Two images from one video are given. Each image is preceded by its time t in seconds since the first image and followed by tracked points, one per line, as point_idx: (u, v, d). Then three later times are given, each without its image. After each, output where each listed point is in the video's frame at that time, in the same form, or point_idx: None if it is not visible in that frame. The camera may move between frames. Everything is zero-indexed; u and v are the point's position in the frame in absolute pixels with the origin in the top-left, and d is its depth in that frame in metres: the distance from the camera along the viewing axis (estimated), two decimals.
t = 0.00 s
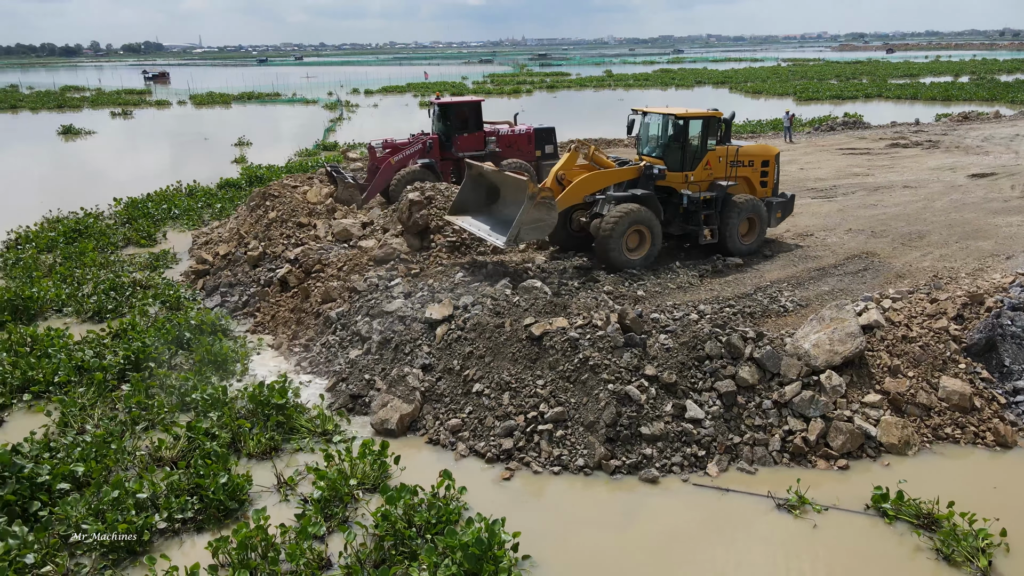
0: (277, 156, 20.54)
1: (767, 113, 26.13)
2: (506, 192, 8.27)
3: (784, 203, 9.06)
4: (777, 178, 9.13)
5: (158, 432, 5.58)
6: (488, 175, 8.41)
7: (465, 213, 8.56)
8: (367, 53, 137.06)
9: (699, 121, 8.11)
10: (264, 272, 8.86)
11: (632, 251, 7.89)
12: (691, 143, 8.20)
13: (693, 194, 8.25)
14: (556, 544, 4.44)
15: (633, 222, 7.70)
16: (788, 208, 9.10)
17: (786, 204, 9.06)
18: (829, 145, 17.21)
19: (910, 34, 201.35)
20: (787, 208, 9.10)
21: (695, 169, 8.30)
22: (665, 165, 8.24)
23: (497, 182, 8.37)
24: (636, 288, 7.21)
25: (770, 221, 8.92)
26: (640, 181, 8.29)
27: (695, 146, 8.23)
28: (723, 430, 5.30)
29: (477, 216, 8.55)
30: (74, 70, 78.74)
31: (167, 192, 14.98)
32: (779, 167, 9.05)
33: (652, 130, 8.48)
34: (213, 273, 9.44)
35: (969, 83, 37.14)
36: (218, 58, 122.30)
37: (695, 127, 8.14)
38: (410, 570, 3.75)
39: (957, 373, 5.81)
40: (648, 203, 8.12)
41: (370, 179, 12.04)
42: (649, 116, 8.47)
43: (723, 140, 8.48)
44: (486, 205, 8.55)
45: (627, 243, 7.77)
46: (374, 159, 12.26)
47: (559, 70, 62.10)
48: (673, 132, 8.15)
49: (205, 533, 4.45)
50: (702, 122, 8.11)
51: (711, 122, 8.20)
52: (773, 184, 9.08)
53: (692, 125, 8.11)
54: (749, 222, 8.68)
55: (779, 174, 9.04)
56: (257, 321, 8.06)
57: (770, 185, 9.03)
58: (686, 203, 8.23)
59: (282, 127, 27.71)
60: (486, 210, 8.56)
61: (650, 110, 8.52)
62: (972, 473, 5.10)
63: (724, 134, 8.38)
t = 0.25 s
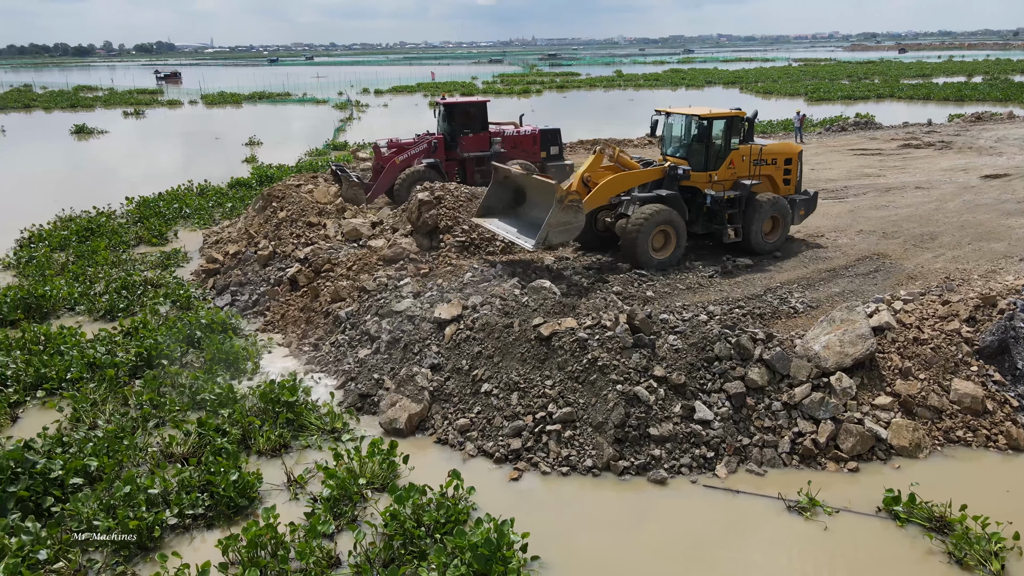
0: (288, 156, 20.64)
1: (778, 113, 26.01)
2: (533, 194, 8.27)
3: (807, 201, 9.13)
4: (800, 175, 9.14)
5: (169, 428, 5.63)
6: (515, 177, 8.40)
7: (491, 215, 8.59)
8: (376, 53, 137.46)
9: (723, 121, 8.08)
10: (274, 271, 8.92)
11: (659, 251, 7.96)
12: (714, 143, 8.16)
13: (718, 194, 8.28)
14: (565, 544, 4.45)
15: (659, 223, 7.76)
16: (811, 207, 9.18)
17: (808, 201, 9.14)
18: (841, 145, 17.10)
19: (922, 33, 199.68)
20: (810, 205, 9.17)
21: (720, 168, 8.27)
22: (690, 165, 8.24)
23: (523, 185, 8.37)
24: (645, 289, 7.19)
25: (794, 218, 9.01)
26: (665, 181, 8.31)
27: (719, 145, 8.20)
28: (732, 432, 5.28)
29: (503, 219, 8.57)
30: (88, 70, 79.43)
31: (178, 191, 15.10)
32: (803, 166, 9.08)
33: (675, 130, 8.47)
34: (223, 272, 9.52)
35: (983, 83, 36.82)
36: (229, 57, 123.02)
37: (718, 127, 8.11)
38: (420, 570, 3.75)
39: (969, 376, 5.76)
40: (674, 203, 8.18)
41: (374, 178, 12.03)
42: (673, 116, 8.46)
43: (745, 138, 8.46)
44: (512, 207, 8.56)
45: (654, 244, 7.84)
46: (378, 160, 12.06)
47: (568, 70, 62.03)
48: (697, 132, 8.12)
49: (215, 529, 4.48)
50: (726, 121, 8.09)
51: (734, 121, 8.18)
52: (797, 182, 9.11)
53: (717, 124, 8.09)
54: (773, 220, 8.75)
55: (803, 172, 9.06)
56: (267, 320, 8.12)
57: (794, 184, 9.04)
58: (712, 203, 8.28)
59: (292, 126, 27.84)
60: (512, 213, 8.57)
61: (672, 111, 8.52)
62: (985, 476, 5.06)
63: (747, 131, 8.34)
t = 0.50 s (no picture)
0: (291, 155, 20.68)
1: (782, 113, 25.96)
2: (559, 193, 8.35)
3: (826, 198, 9.22)
4: (819, 173, 9.27)
5: (173, 427, 5.65)
6: (540, 176, 8.50)
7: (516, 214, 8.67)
8: (380, 53, 137.63)
9: (745, 120, 8.17)
10: (278, 271, 8.95)
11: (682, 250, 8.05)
12: (736, 142, 8.24)
13: (740, 193, 8.37)
14: (568, 545, 4.45)
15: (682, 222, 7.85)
16: (830, 203, 9.24)
17: (827, 199, 9.22)
18: (845, 145, 17.07)
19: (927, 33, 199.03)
20: (829, 202, 9.25)
21: (741, 166, 8.37)
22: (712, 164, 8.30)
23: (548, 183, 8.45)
24: (648, 290, 7.18)
25: (813, 215, 9.08)
26: (687, 181, 8.37)
27: (741, 144, 8.29)
28: (735, 433, 5.28)
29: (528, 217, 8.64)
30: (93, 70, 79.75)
31: (183, 191, 15.15)
32: (821, 163, 9.21)
33: (697, 130, 8.55)
34: (227, 272, 9.55)
35: (988, 83, 36.68)
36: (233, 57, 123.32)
37: (740, 126, 8.19)
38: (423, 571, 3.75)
39: (973, 377, 5.74)
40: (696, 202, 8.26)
41: (372, 178, 12.12)
42: (694, 116, 8.55)
43: (767, 136, 8.55)
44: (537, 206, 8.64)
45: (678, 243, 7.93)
46: (376, 159, 12.19)
47: (572, 70, 62.05)
48: (719, 131, 8.21)
49: (219, 528, 4.49)
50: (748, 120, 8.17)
51: (756, 120, 8.27)
52: (815, 179, 9.23)
53: (739, 124, 8.17)
54: (793, 218, 8.84)
55: (821, 169, 9.20)
56: (271, 320, 8.15)
57: (812, 180, 9.17)
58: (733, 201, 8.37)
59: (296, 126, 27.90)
60: (537, 211, 8.65)
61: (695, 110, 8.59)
62: (989, 478, 5.05)
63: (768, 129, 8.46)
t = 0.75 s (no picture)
0: (291, 155, 20.68)
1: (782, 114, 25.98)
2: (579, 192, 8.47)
3: (838, 198, 9.39)
4: (830, 174, 9.47)
5: (174, 427, 5.66)
6: (560, 176, 8.62)
7: (536, 213, 8.78)
8: (381, 53, 137.66)
9: (760, 120, 8.35)
10: (278, 271, 8.95)
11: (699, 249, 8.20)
12: (753, 141, 8.40)
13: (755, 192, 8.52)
14: (567, 546, 4.45)
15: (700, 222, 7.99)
16: (841, 203, 9.42)
17: (839, 198, 9.40)
18: (845, 145, 17.08)
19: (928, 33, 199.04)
20: (841, 202, 9.43)
21: (756, 166, 8.53)
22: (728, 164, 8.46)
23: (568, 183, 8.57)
24: (648, 290, 7.17)
25: (826, 214, 9.23)
26: (705, 180, 8.53)
27: (756, 144, 8.44)
28: (735, 433, 5.28)
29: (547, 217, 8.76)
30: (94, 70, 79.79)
31: (183, 191, 15.15)
32: (832, 164, 9.43)
33: (712, 130, 8.75)
34: (227, 272, 9.56)
35: (988, 83, 36.70)
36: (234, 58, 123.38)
37: (756, 126, 8.38)
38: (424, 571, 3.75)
39: (973, 378, 5.74)
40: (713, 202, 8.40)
41: (364, 179, 12.02)
42: (709, 116, 8.74)
43: (780, 135, 8.70)
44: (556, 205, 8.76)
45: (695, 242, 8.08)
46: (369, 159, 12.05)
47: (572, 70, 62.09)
48: (735, 131, 8.40)
49: (220, 528, 4.49)
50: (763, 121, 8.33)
51: (771, 120, 8.43)
52: (825, 179, 9.43)
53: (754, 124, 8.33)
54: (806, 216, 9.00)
55: (832, 169, 9.41)
56: (271, 320, 8.16)
57: (823, 181, 9.38)
58: (748, 201, 8.51)
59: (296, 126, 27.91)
60: (556, 210, 8.77)
61: (709, 110, 8.75)
62: (990, 478, 5.05)
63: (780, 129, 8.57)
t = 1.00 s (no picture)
0: (291, 155, 20.69)
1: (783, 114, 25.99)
2: (599, 193, 8.67)
3: (851, 195, 9.52)
4: (842, 172, 9.62)
5: (174, 428, 5.66)
6: (578, 177, 8.83)
7: (556, 215, 8.99)
8: (381, 53, 137.68)
9: (773, 119, 8.54)
10: (278, 271, 8.96)
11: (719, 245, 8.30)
12: (767, 141, 8.58)
13: (770, 190, 8.68)
14: (568, 548, 4.44)
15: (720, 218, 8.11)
16: (855, 200, 9.55)
17: (852, 196, 9.52)
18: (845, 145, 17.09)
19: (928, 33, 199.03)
20: (853, 199, 9.56)
21: (770, 165, 8.71)
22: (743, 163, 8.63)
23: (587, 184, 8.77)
24: (648, 290, 7.18)
25: (840, 212, 9.36)
26: (722, 179, 8.64)
27: (770, 143, 8.64)
28: (735, 434, 5.28)
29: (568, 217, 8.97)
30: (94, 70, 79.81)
31: (183, 191, 15.16)
32: (844, 162, 9.58)
33: (726, 130, 8.93)
34: (227, 273, 9.56)
35: (988, 83, 36.70)
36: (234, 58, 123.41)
37: (769, 125, 8.57)
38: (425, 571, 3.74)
39: (973, 378, 5.74)
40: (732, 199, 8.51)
41: (356, 179, 11.99)
42: (723, 116, 8.93)
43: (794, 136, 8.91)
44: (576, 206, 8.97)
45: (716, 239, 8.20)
46: (362, 159, 12.15)
47: (572, 70, 62.12)
48: (750, 130, 8.59)
49: (220, 528, 4.48)
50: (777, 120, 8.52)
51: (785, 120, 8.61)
52: (839, 177, 9.58)
53: (768, 123, 8.52)
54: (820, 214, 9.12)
55: (844, 168, 9.56)
56: (271, 321, 8.17)
57: (836, 178, 9.51)
58: (765, 198, 8.66)
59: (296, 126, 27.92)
60: (576, 211, 8.98)
61: (724, 110, 8.95)
62: (990, 479, 5.04)
63: (794, 127, 8.83)
